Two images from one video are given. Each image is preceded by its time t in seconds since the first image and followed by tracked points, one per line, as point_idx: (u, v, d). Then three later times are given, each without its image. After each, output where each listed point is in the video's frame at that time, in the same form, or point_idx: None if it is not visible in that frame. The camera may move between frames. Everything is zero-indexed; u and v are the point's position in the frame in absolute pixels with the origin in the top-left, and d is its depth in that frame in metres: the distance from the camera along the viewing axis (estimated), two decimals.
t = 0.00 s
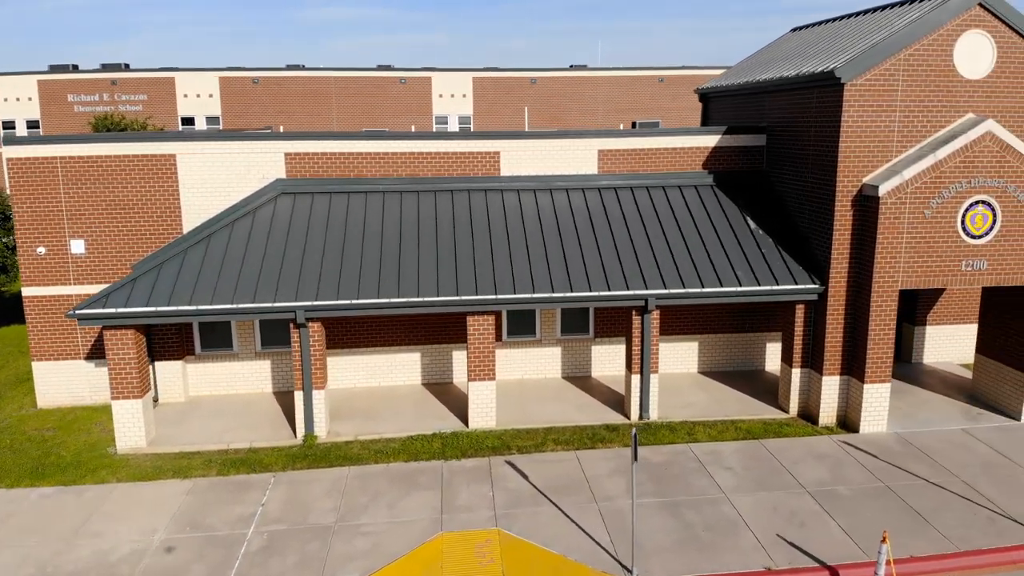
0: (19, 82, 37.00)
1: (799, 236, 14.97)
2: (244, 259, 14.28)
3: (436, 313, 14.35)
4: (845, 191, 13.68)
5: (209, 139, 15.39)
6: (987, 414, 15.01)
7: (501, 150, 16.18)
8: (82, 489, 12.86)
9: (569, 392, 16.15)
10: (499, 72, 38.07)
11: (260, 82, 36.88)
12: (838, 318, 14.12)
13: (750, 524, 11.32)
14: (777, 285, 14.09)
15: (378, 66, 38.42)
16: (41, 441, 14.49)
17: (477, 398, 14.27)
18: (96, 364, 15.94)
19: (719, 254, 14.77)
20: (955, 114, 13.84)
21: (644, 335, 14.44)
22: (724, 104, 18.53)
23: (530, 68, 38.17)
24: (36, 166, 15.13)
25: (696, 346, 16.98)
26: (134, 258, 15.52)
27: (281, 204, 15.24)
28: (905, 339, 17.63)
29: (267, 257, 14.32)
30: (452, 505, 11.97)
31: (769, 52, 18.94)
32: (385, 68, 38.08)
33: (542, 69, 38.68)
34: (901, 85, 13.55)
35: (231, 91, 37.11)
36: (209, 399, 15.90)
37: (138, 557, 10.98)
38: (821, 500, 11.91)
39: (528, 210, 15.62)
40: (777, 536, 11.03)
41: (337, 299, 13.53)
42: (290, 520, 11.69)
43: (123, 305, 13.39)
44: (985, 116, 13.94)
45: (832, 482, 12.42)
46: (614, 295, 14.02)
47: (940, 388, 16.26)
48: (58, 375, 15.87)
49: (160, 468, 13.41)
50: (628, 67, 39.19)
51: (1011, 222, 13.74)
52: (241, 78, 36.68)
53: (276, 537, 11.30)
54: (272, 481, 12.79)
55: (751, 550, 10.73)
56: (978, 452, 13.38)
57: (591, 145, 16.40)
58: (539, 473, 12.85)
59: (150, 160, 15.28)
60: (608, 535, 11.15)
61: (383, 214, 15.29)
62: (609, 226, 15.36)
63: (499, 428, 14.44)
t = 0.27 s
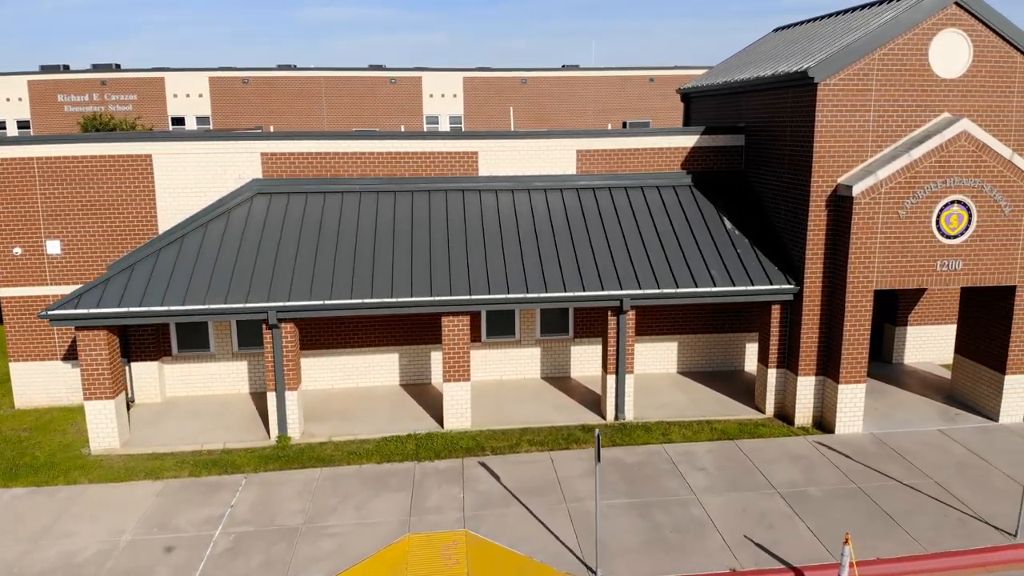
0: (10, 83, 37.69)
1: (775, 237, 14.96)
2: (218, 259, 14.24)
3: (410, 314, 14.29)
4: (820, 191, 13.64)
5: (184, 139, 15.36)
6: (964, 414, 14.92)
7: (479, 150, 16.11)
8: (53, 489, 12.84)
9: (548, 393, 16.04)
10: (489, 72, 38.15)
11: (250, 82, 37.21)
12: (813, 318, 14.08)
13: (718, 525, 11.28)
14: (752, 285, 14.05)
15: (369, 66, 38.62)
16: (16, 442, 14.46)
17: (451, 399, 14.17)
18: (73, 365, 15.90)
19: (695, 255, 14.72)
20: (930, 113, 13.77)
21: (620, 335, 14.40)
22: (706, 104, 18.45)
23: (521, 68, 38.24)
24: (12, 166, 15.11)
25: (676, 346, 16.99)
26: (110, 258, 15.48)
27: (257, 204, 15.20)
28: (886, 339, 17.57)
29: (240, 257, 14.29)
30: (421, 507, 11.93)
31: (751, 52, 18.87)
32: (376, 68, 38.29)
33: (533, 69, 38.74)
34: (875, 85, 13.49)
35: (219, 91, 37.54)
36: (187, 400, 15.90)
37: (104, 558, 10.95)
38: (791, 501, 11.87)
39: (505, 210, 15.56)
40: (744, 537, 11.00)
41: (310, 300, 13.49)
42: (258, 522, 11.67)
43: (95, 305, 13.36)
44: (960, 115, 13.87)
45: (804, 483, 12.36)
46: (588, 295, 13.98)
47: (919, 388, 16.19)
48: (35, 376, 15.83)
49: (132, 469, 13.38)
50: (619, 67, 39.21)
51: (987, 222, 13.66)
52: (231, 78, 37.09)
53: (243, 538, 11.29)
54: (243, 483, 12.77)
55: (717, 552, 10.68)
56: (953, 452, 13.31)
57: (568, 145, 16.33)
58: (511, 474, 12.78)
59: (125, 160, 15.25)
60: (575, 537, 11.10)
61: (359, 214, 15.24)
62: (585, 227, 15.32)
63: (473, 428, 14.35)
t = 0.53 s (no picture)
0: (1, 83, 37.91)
1: (751, 237, 14.95)
2: (191, 259, 14.22)
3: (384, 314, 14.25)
4: (794, 191, 13.62)
5: (160, 138, 15.34)
6: (941, 415, 14.86)
7: (456, 150, 16.07)
8: (24, 489, 12.81)
9: (525, 393, 15.97)
10: (480, 72, 38.24)
11: (239, 82, 37.39)
12: (788, 319, 14.07)
13: (685, 526, 11.25)
14: (726, 286, 14.03)
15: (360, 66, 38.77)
16: None
17: (425, 400, 14.03)
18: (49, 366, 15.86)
19: (670, 255, 14.69)
20: (905, 113, 13.71)
21: (595, 337, 14.36)
22: (687, 104, 18.40)
23: (512, 68, 38.35)
24: None
25: (655, 346, 17.00)
26: (85, 258, 15.45)
27: (232, 204, 15.17)
28: (866, 339, 17.52)
29: (214, 257, 14.26)
30: (389, 508, 11.90)
31: (732, 52, 18.82)
32: (367, 68, 38.42)
33: (524, 69, 38.88)
34: (849, 85, 13.44)
35: (208, 91, 37.70)
36: (164, 399, 15.89)
37: (69, 558, 10.93)
38: (760, 502, 11.85)
39: (481, 210, 15.52)
40: (711, 538, 10.97)
41: (281, 300, 13.46)
42: (225, 523, 11.65)
43: (66, 305, 13.34)
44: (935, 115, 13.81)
45: (774, 484, 12.32)
46: (563, 296, 13.95)
47: (897, 389, 16.13)
48: (11, 376, 15.80)
49: (104, 469, 13.35)
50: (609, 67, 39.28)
51: (962, 223, 13.59)
52: (221, 78, 37.29)
53: (209, 539, 11.27)
54: (213, 483, 12.75)
55: (683, 553, 10.65)
56: (926, 454, 13.26)
57: (546, 145, 16.29)
58: (482, 474, 12.74)
59: (101, 161, 15.24)
60: (541, 538, 11.07)
61: (334, 214, 15.20)
62: (561, 227, 15.28)
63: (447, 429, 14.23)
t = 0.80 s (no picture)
0: None
1: (727, 238, 14.95)
2: (165, 259, 14.21)
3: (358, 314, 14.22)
4: (768, 191, 13.59)
5: (135, 139, 15.34)
6: (918, 416, 14.81)
7: (433, 150, 16.05)
8: None
9: (503, 393, 15.91)
10: (470, 72, 38.36)
11: (230, 82, 37.56)
12: (762, 319, 14.06)
13: (654, 527, 11.21)
14: (700, 286, 14.02)
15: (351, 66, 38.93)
16: None
17: (400, 402, 13.98)
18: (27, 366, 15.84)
19: (646, 256, 14.68)
20: (879, 113, 13.65)
21: (570, 336, 14.38)
22: (668, 104, 18.36)
23: (502, 68, 38.45)
24: None
25: (635, 347, 16.97)
26: (62, 259, 15.43)
27: (207, 204, 15.17)
28: (847, 339, 17.48)
29: (188, 257, 14.24)
30: (358, 509, 11.88)
31: (713, 52, 18.81)
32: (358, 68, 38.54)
33: (515, 69, 38.98)
34: (823, 85, 13.39)
35: (199, 91, 37.85)
36: (140, 401, 15.90)
37: (35, 558, 10.91)
38: (730, 503, 11.81)
39: (458, 210, 15.50)
40: (678, 538, 10.93)
41: (253, 301, 13.43)
42: (193, 524, 11.63)
43: (38, 305, 13.33)
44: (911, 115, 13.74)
45: (746, 485, 12.29)
46: (537, 296, 13.92)
47: (876, 390, 16.09)
48: None
49: (76, 471, 13.31)
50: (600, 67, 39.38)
51: (937, 223, 13.52)
52: (211, 79, 37.45)
53: (177, 540, 11.25)
54: (183, 484, 12.74)
55: (649, 554, 10.61)
56: (900, 455, 13.21)
57: (524, 145, 16.28)
58: (453, 475, 12.71)
59: (76, 161, 15.24)
60: (508, 539, 11.03)
61: (310, 214, 15.18)
62: (537, 227, 15.27)
63: (421, 431, 14.17)
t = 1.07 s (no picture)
0: None
1: (704, 238, 14.96)
2: (138, 260, 14.20)
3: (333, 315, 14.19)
4: (740, 191, 13.58)
5: (110, 139, 15.33)
6: (895, 416, 14.75)
7: (410, 150, 16.02)
8: None
9: (481, 393, 15.84)
10: (462, 72, 38.45)
11: (220, 82, 37.72)
12: (736, 320, 14.06)
13: (620, 528, 11.18)
14: (674, 287, 14.02)
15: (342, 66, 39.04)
16: None
17: (373, 403, 13.89)
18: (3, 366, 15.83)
19: (622, 257, 14.66)
20: (854, 113, 13.59)
21: (544, 336, 14.28)
22: (649, 104, 18.33)
23: (494, 69, 38.56)
24: None
25: (614, 347, 16.95)
26: (37, 260, 15.37)
27: (182, 205, 15.18)
28: (827, 339, 17.46)
29: (161, 258, 14.23)
30: (326, 511, 11.86)
31: (694, 52, 18.77)
32: (349, 67, 38.65)
33: (507, 69, 39.09)
34: (797, 85, 13.35)
35: (190, 91, 38.00)
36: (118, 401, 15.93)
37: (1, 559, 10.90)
38: (699, 505, 11.78)
39: (434, 210, 15.48)
40: (644, 540, 10.90)
41: (225, 301, 13.41)
42: (160, 525, 11.63)
43: (10, 305, 13.32)
44: (886, 116, 13.65)
45: (716, 486, 12.27)
46: (510, 296, 13.90)
47: (854, 390, 16.04)
48: None
49: (48, 472, 13.27)
50: (592, 68, 39.50)
51: (911, 223, 13.45)
52: (201, 79, 37.68)
53: (143, 541, 11.25)
54: (154, 486, 12.74)
55: (614, 556, 10.58)
56: (874, 455, 13.15)
57: (501, 145, 16.25)
58: (424, 476, 12.68)
59: (51, 161, 15.21)
60: (474, 540, 10.99)
61: (285, 215, 15.16)
62: (513, 227, 15.25)
63: (396, 432, 14.11)
